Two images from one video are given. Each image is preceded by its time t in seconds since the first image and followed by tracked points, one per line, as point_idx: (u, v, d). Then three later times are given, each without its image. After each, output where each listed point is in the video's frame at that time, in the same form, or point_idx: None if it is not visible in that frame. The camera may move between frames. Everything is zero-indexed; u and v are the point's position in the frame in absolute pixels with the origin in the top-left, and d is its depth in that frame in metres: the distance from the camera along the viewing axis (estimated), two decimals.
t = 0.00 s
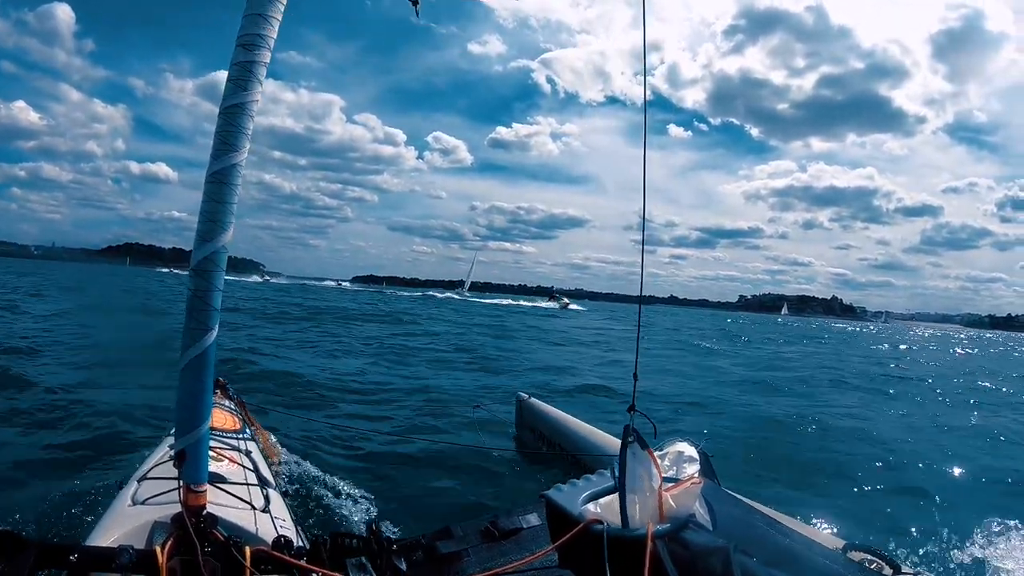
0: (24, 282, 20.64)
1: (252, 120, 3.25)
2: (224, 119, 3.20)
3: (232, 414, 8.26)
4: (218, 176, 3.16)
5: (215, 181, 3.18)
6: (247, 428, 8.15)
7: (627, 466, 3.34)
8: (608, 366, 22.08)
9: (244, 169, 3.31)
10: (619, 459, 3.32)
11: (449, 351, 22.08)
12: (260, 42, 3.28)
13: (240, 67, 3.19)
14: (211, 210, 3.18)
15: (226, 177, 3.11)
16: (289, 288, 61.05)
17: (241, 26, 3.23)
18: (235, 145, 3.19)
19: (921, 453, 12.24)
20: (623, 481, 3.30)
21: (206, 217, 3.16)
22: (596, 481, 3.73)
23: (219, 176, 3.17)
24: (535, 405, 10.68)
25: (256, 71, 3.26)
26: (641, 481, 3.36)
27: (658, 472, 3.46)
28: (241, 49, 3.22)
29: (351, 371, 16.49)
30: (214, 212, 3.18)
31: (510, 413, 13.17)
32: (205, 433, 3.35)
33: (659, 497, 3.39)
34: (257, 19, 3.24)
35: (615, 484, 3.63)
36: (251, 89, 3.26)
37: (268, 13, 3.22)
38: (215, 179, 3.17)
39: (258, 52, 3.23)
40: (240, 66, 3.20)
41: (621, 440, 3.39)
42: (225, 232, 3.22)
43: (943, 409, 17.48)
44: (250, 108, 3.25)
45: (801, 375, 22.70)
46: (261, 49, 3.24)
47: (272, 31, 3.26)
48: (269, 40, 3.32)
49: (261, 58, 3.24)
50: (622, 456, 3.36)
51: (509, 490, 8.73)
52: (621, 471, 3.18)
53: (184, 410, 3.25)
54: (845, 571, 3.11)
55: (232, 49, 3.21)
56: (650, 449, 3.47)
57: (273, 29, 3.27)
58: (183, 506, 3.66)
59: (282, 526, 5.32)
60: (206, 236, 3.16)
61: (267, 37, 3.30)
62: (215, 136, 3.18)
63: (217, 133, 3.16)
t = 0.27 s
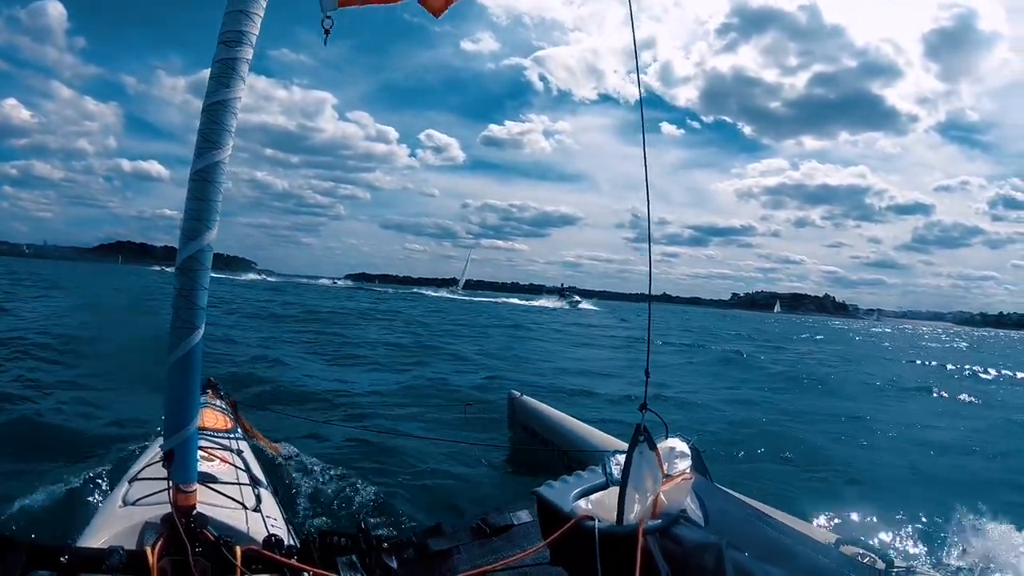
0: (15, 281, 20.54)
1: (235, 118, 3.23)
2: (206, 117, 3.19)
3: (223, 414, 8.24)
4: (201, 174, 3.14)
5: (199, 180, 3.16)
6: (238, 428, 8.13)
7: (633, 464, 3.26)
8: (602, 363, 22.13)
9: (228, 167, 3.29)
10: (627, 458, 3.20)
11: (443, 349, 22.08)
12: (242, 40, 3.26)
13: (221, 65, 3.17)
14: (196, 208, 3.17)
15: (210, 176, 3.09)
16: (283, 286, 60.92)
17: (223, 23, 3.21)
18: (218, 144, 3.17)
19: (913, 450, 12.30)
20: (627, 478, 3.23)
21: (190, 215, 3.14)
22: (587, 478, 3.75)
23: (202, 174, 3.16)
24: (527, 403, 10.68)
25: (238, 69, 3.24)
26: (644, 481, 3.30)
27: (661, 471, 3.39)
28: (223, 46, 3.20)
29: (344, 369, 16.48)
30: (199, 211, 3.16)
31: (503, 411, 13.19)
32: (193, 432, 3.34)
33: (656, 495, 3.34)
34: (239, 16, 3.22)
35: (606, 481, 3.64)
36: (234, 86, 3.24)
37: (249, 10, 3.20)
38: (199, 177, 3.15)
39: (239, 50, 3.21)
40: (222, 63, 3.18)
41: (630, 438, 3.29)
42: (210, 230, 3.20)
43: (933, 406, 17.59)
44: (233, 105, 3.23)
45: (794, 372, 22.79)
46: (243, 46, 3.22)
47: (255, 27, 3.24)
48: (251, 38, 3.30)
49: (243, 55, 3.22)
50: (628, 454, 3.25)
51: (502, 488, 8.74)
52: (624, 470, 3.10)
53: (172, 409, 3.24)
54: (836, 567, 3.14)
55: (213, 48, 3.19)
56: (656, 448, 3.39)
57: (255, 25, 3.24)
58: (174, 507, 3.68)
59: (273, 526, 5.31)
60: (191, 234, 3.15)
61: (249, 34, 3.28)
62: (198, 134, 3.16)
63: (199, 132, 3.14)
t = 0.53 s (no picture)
0: (7, 281, 20.42)
1: (223, 114, 3.23)
2: (195, 113, 3.19)
3: (218, 412, 8.22)
4: (190, 171, 3.13)
5: (188, 177, 3.15)
6: (233, 427, 8.10)
7: (604, 457, 3.36)
8: (596, 360, 22.14)
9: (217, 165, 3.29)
10: (595, 448, 3.31)
11: (438, 346, 22.06)
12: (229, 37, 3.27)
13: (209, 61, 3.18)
14: (185, 206, 3.16)
15: (199, 172, 3.08)
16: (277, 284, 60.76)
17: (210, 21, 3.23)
18: (207, 140, 3.17)
19: (906, 446, 12.35)
20: (602, 471, 3.31)
21: (180, 212, 3.14)
22: (581, 472, 3.73)
23: (191, 171, 3.14)
24: (522, 399, 10.67)
25: (226, 66, 3.25)
26: (620, 471, 3.36)
27: (638, 462, 3.44)
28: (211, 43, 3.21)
29: (339, 367, 16.46)
30: (188, 207, 3.16)
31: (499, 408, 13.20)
32: (186, 431, 3.33)
33: (644, 487, 3.35)
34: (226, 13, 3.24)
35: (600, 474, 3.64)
36: (222, 82, 3.23)
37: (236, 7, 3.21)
38: (188, 174, 3.15)
39: (227, 47, 3.22)
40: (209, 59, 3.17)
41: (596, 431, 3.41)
42: (200, 227, 3.20)
43: (926, 402, 17.66)
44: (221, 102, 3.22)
45: (788, 369, 22.86)
46: (231, 43, 3.23)
47: (242, 24, 3.25)
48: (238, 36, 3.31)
49: (230, 52, 3.23)
50: (599, 449, 3.35)
51: (497, 483, 8.74)
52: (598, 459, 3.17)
53: (164, 407, 3.24)
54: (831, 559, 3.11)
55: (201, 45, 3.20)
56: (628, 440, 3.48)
57: (242, 22, 3.25)
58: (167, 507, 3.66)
59: (268, 524, 5.29)
60: (181, 232, 3.14)
61: (236, 32, 3.29)
62: (186, 131, 3.17)
63: (188, 129, 3.14)
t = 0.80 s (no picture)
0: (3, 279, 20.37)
1: (219, 111, 3.19)
2: (190, 110, 3.15)
3: (214, 410, 8.21)
4: (186, 168, 3.10)
5: (183, 174, 3.12)
6: (231, 425, 8.08)
7: (605, 452, 3.34)
8: (592, 358, 22.20)
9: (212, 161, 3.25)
10: (595, 442, 3.28)
11: (435, 344, 22.09)
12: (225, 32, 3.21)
13: (205, 57, 3.12)
14: (180, 203, 3.13)
15: (194, 170, 3.05)
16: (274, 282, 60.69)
17: (205, 15, 3.17)
18: (202, 138, 3.13)
19: (901, 443, 12.42)
20: (604, 465, 3.29)
21: (175, 210, 3.11)
22: (579, 465, 3.72)
23: (187, 168, 3.11)
24: (518, 393, 10.69)
25: (221, 62, 3.19)
26: (620, 465, 3.35)
27: (637, 457, 3.44)
28: (206, 39, 3.16)
29: (335, 364, 16.45)
30: (183, 205, 3.13)
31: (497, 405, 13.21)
32: (183, 429, 3.32)
33: (639, 479, 3.38)
34: (221, 8, 3.18)
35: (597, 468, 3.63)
36: (217, 79, 3.20)
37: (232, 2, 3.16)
38: (183, 171, 3.11)
39: (223, 42, 3.16)
40: (205, 55, 3.13)
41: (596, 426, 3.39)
42: (195, 225, 3.17)
43: (921, 400, 17.77)
44: (216, 99, 3.19)
45: (783, 367, 22.96)
46: (226, 38, 3.18)
47: (238, 19, 3.20)
48: (234, 31, 3.25)
49: (226, 48, 3.17)
50: (598, 443, 3.35)
51: (495, 477, 8.76)
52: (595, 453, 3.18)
53: (159, 405, 3.22)
54: (828, 547, 3.16)
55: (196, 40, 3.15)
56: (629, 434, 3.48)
57: (238, 17, 3.20)
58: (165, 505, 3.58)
59: (265, 521, 5.28)
60: (176, 229, 3.11)
61: (232, 27, 3.23)
62: (181, 128, 3.12)
63: (183, 125, 3.10)
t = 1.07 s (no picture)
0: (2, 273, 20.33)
1: (220, 102, 3.17)
2: (190, 101, 3.13)
3: (216, 402, 8.20)
4: (186, 160, 3.08)
5: (184, 166, 3.10)
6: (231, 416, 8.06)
7: (616, 451, 3.29)
8: (591, 357, 22.21)
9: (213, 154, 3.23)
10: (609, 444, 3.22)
11: (434, 343, 22.07)
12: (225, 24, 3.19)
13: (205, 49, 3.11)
14: (181, 195, 3.12)
15: (196, 161, 3.04)
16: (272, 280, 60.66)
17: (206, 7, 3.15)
18: (203, 130, 3.12)
19: (898, 445, 12.42)
20: (612, 465, 3.26)
21: (176, 202, 3.09)
22: (580, 466, 3.73)
23: (188, 160, 3.09)
24: (520, 398, 10.66)
25: (222, 54, 3.18)
26: (631, 465, 3.32)
27: (647, 457, 3.40)
28: (207, 31, 3.15)
29: (335, 362, 16.44)
30: (185, 197, 3.11)
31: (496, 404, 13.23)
32: (184, 421, 3.30)
33: (646, 480, 3.35)
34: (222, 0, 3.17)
35: (598, 469, 3.63)
36: (218, 72, 3.19)
37: None
38: (185, 163, 3.09)
39: (223, 34, 3.15)
40: (206, 47, 3.12)
41: (611, 424, 3.34)
42: (196, 217, 3.16)
43: (918, 401, 17.79)
44: (217, 90, 3.17)
45: (781, 368, 22.97)
46: (227, 30, 3.16)
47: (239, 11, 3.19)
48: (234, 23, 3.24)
49: (227, 40, 3.16)
50: (612, 439, 3.30)
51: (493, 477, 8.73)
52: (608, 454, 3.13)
53: (160, 398, 3.20)
54: (827, 554, 3.20)
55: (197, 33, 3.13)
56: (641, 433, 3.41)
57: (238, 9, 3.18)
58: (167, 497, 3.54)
59: (266, 513, 5.27)
60: (178, 221, 3.10)
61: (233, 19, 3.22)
62: (182, 120, 3.11)
63: (183, 117, 3.08)
